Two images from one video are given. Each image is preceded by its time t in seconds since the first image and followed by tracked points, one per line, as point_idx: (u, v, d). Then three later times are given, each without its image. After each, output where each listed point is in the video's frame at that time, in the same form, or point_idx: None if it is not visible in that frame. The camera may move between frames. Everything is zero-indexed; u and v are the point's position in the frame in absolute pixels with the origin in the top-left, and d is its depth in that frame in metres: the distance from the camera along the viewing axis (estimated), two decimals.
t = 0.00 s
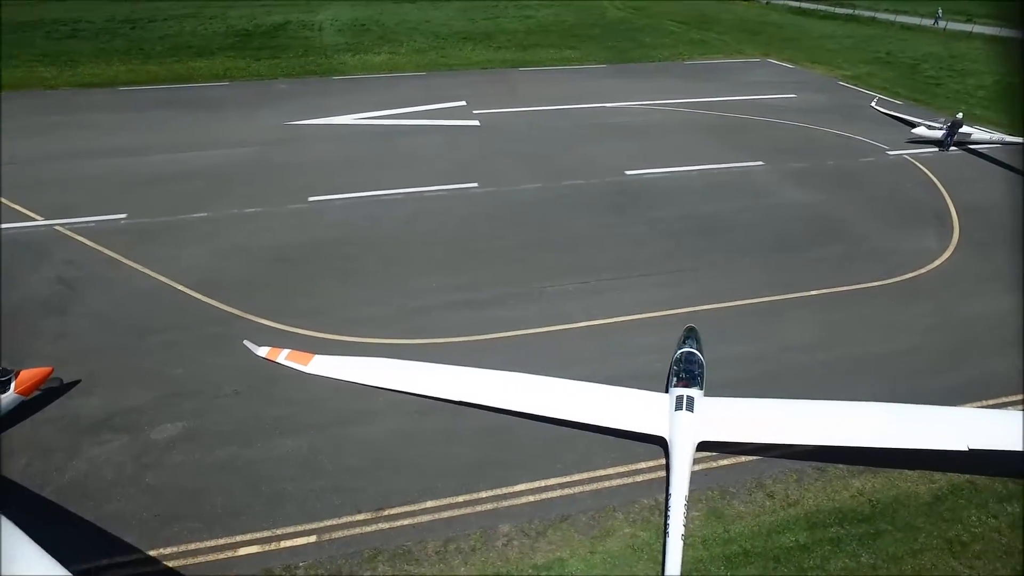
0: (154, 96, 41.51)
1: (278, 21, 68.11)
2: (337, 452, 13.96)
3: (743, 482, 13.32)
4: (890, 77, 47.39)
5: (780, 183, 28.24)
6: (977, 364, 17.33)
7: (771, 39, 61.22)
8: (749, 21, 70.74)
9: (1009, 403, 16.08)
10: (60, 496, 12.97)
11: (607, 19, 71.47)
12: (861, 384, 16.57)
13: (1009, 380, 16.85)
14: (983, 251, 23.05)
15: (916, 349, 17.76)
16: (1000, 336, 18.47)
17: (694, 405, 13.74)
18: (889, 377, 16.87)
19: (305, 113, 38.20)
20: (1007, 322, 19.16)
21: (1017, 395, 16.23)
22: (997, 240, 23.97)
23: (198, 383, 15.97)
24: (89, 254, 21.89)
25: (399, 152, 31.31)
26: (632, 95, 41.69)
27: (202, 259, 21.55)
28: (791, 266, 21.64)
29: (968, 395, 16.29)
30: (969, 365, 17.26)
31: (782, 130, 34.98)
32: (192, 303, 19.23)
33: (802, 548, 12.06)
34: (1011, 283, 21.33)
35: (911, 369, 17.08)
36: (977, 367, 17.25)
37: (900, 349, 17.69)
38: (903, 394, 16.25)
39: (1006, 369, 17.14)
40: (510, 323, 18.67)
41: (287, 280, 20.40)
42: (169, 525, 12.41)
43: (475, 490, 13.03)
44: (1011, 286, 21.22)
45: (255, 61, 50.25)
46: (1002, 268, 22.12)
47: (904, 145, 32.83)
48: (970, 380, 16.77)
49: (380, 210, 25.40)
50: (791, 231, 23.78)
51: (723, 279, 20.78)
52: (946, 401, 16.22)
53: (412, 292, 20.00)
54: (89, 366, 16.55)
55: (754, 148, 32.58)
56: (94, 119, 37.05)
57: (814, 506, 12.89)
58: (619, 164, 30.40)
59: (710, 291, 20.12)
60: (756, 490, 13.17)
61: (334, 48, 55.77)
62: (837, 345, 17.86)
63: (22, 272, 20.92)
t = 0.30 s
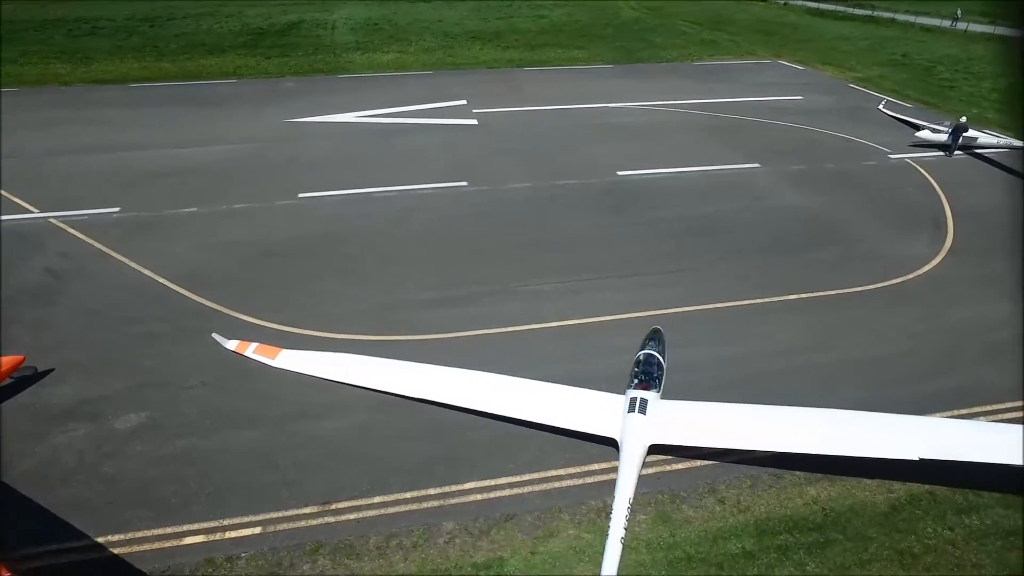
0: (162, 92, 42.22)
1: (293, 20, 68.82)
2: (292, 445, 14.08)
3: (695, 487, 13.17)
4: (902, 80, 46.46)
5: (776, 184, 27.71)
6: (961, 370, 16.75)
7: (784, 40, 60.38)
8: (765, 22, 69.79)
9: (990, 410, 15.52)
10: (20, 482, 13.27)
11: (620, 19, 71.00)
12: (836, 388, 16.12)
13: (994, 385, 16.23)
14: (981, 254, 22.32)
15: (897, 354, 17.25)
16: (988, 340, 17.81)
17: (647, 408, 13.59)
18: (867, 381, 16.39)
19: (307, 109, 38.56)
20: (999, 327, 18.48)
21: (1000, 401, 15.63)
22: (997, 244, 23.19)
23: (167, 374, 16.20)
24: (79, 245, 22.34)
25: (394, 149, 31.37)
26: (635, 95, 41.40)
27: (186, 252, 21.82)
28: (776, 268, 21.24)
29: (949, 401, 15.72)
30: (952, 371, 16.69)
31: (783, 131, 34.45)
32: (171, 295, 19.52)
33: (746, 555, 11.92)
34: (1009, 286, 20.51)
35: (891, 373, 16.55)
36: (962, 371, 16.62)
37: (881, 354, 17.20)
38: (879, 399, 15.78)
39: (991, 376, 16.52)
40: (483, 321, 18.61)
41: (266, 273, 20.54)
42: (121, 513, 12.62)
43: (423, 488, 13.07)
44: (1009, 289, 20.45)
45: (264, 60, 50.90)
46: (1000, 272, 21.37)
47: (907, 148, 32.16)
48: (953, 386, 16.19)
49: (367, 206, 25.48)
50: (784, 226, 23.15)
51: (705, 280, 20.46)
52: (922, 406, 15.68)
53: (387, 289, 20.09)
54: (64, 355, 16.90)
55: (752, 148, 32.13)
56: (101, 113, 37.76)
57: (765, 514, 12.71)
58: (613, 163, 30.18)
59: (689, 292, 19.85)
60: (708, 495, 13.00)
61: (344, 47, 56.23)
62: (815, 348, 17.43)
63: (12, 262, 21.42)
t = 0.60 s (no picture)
0: (158, 90, 42.63)
1: (295, 19, 69.25)
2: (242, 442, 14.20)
3: (640, 489, 13.13)
4: (901, 81, 45.97)
5: (759, 184, 27.45)
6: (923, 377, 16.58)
7: (785, 41, 59.92)
8: (768, 22, 69.25)
9: (944, 417, 15.48)
10: None
11: (622, 20, 70.76)
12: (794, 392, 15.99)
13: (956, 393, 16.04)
14: (960, 257, 21.98)
15: (860, 360, 17.12)
16: (956, 346, 17.59)
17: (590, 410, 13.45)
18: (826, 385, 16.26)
19: (299, 107, 38.76)
20: (968, 332, 18.23)
21: (956, 407, 15.54)
22: (979, 247, 22.83)
23: (126, 370, 16.35)
24: (57, 241, 22.61)
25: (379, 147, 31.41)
26: (628, 95, 41.25)
27: (162, 249, 22.04)
28: (748, 270, 21.06)
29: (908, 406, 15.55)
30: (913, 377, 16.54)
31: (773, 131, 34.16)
32: (141, 291, 19.71)
33: (683, 558, 11.84)
34: (985, 290, 20.18)
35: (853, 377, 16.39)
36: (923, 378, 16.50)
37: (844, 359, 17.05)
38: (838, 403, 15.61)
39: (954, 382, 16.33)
40: (446, 321, 18.64)
41: (237, 271, 20.69)
42: (67, 506, 12.79)
43: (367, 485, 13.12)
44: (985, 292, 20.12)
45: (262, 59, 51.27)
46: (978, 275, 21.03)
47: (896, 150, 31.81)
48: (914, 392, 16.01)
49: (346, 206, 25.59)
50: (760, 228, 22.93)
51: (674, 282, 20.34)
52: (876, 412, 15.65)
53: (355, 287, 20.17)
54: (30, 349, 17.13)
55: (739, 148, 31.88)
56: (95, 109, 38.13)
57: (707, 517, 12.63)
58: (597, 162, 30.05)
59: (657, 295, 19.78)
60: (651, 497, 12.95)
61: (343, 46, 56.52)
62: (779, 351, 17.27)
63: None
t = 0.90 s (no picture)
0: (156, 88, 43.04)
1: (301, 19, 69.64)
2: (194, 437, 14.30)
3: (584, 491, 13.07)
4: (903, 82, 45.30)
5: (744, 185, 27.17)
6: (890, 379, 16.21)
7: (790, 42, 59.27)
8: (774, 23, 68.60)
9: (904, 422, 14.95)
10: None
11: (626, 20, 70.47)
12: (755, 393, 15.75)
13: (922, 396, 15.65)
14: (941, 260, 21.57)
15: (827, 361, 16.77)
16: (926, 350, 17.23)
17: (536, 410, 13.33)
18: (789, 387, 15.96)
19: (292, 105, 38.91)
20: (941, 336, 17.87)
21: (921, 412, 15.16)
22: (962, 250, 22.41)
23: (89, 363, 16.51)
24: (39, 235, 22.89)
25: (366, 145, 31.44)
26: (622, 96, 41.01)
27: (139, 245, 22.27)
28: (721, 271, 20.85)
29: (870, 410, 15.25)
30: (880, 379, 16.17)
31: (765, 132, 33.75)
32: (114, 286, 19.92)
33: (619, 562, 11.75)
34: (963, 294, 19.80)
35: (817, 380, 16.11)
36: (889, 380, 16.14)
37: (810, 360, 16.74)
38: (797, 406, 15.37)
39: (921, 385, 15.97)
40: (412, 320, 18.64)
41: (212, 268, 20.85)
42: (14, 497, 12.94)
43: (311, 482, 13.16)
44: (963, 296, 19.73)
45: (262, 58, 51.59)
46: (958, 279, 20.62)
47: (889, 153, 31.32)
48: (879, 395, 15.68)
49: (326, 204, 25.69)
50: (739, 230, 22.66)
51: (646, 281, 20.15)
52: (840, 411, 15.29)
53: (326, 284, 20.24)
54: None
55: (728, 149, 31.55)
56: (92, 104, 38.49)
57: (648, 520, 12.52)
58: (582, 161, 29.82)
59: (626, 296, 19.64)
60: (594, 500, 12.88)
61: (344, 46, 56.74)
62: (743, 353, 17.06)
63: None
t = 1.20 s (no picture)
0: (176, 84, 44.10)
1: (325, 17, 70.55)
2: (161, 428, 14.62)
3: (536, 496, 12.94)
4: (927, 87, 43.95)
5: (743, 192, 26.74)
6: (868, 392, 15.73)
7: (814, 45, 58.02)
8: (799, 24, 67.29)
9: (876, 439, 14.43)
10: None
11: (647, 20, 69.86)
12: (724, 403, 15.49)
13: (900, 411, 15.15)
14: (938, 273, 20.93)
15: (804, 373, 16.39)
16: (910, 364, 16.73)
17: (491, 413, 13.29)
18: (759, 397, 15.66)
19: (304, 102, 39.47)
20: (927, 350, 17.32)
21: (898, 428, 14.64)
22: (962, 263, 21.71)
23: (72, 353, 17.02)
24: (43, 228, 23.69)
25: (369, 144, 31.75)
26: (633, 98, 40.65)
27: (137, 240, 22.86)
28: (707, 279, 20.56)
29: (844, 423, 14.80)
30: (858, 392, 15.70)
31: (773, 137, 33.14)
32: (107, 279, 20.50)
33: (562, 571, 11.62)
34: (958, 309, 19.18)
35: (790, 391, 15.76)
36: (866, 394, 15.66)
37: (786, 372, 16.37)
38: (766, 419, 15.07)
39: (900, 400, 15.49)
40: (390, 320, 18.81)
41: (202, 265, 21.35)
42: None
43: (267, 477, 13.32)
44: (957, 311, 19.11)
45: (282, 55, 52.42)
46: (954, 293, 19.99)
47: (900, 160, 30.46)
48: (853, 408, 15.25)
49: (322, 202, 26.03)
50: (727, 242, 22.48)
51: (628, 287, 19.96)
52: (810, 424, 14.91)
53: (310, 282, 20.52)
54: None
55: (732, 155, 31.09)
56: (113, 100, 39.63)
57: (598, 529, 12.35)
58: (582, 164, 29.64)
59: (606, 301, 19.50)
60: (544, 506, 12.74)
61: (364, 44, 57.33)
62: (718, 362, 16.77)
63: None
